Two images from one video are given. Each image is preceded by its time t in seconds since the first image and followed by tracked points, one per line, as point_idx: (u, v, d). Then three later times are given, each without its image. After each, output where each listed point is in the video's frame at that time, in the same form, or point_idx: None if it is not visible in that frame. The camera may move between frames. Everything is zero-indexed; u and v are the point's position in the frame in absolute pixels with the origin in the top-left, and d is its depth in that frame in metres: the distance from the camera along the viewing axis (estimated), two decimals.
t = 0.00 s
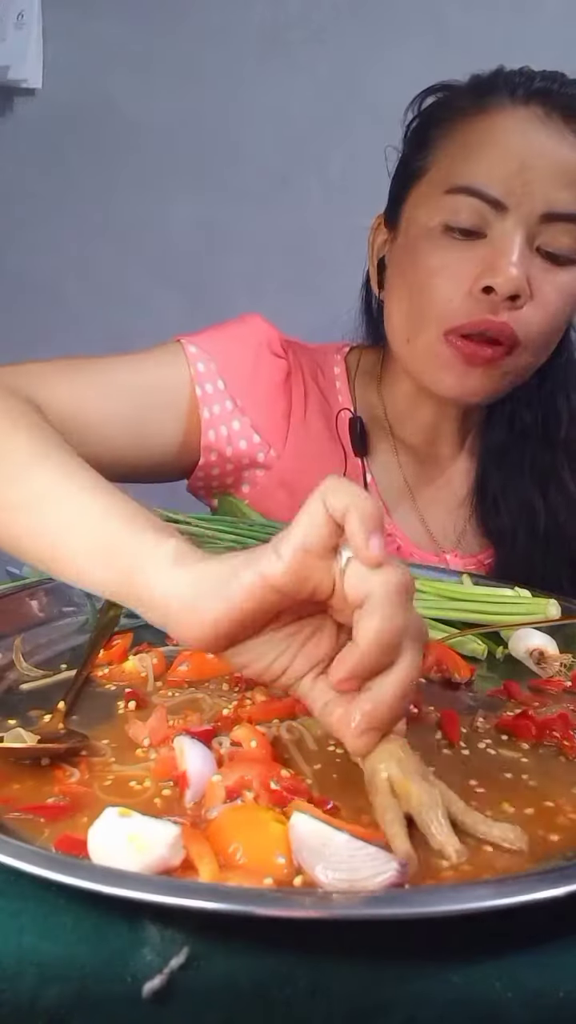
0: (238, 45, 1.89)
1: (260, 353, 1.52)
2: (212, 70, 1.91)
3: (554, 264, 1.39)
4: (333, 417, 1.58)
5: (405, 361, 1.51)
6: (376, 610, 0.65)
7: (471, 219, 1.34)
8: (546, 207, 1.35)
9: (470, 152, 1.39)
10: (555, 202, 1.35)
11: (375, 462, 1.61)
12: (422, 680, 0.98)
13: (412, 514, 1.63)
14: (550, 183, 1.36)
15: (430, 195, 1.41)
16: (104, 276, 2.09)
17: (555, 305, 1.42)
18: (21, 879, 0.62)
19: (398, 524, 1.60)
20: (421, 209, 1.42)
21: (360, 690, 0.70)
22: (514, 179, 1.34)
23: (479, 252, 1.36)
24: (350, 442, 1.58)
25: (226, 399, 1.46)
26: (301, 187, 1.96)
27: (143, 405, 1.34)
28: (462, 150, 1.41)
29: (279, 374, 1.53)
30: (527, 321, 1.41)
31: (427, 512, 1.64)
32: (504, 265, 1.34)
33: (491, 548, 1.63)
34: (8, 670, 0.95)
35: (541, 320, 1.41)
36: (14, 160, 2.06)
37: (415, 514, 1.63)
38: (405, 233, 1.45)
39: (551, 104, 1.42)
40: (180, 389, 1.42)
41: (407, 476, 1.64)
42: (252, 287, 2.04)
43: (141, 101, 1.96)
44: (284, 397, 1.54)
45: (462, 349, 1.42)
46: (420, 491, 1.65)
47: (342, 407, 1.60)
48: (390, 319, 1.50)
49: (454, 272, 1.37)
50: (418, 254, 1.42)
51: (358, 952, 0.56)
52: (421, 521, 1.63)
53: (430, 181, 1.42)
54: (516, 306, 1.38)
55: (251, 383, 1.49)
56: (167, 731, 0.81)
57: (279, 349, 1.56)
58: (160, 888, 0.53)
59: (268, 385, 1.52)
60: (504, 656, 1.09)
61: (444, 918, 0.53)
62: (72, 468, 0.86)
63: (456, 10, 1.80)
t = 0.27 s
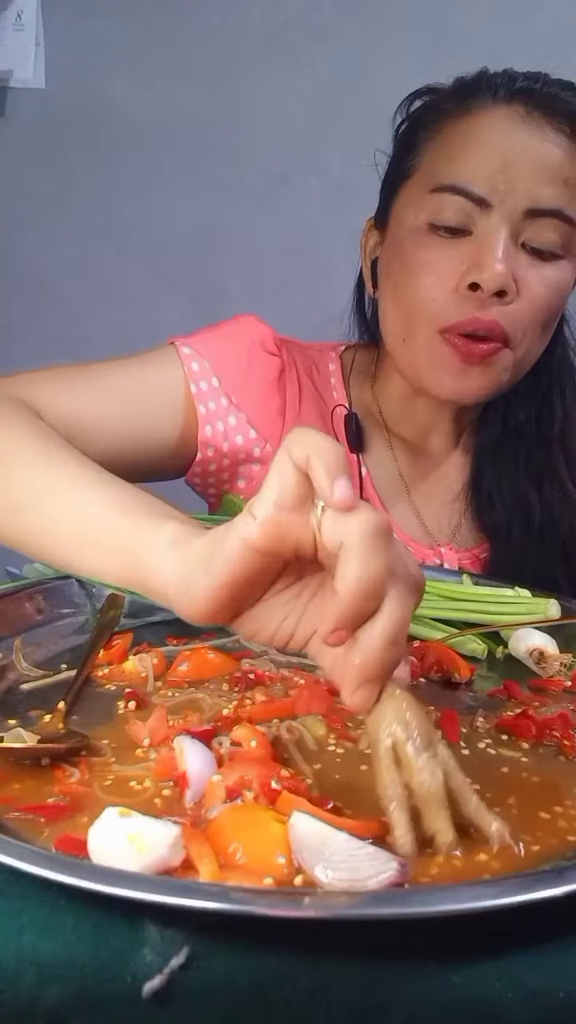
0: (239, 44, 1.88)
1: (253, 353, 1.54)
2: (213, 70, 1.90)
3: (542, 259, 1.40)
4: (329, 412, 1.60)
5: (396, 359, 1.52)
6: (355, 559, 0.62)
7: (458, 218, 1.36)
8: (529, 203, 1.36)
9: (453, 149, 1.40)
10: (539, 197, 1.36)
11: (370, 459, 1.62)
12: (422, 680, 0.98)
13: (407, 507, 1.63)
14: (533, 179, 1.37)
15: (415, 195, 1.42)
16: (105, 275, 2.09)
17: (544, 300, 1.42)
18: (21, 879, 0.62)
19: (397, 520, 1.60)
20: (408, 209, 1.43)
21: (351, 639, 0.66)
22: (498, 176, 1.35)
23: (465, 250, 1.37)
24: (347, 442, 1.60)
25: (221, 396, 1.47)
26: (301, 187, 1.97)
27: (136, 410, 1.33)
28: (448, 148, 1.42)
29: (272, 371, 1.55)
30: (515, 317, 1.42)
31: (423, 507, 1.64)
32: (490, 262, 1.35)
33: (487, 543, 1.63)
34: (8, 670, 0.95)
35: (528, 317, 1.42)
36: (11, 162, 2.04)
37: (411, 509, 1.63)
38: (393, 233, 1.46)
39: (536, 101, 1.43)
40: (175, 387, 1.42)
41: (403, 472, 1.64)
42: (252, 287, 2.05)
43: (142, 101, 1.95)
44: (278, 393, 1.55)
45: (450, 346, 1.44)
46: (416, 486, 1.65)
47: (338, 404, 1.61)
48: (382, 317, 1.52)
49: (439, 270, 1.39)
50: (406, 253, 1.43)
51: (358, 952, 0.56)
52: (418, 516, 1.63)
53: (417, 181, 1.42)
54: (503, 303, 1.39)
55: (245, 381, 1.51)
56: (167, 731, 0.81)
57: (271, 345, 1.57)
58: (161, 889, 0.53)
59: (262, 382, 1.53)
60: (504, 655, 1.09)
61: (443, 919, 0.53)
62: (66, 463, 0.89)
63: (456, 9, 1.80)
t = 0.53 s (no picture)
0: (237, 45, 1.89)
1: (248, 355, 1.61)
2: (213, 71, 1.90)
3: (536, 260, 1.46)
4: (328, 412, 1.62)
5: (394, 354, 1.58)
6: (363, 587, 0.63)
7: (456, 221, 1.42)
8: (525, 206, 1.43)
9: (450, 149, 1.45)
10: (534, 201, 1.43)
11: (370, 459, 1.63)
12: (422, 680, 0.98)
13: (406, 506, 1.63)
14: (529, 183, 1.43)
15: (413, 195, 1.46)
16: (105, 275, 2.08)
17: (538, 301, 1.50)
18: (21, 879, 0.62)
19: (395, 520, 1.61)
20: (406, 209, 1.47)
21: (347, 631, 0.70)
22: (493, 180, 1.42)
23: (461, 251, 1.44)
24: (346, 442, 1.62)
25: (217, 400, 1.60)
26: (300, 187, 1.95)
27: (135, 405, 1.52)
28: (446, 147, 1.46)
29: (269, 371, 1.62)
30: (507, 317, 1.50)
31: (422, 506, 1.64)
32: (485, 264, 1.43)
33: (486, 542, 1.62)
34: (8, 669, 0.95)
35: (521, 317, 1.50)
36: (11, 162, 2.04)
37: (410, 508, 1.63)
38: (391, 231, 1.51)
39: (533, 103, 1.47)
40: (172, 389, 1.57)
41: (403, 470, 1.64)
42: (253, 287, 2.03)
43: (141, 101, 1.95)
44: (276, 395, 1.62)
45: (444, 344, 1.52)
46: (416, 484, 1.65)
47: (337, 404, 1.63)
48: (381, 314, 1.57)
49: (437, 270, 1.46)
50: (404, 252, 1.49)
51: (357, 952, 0.56)
52: (416, 515, 1.63)
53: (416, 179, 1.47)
54: (497, 304, 1.47)
55: (241, 384, 1.60)
56: (167, 732, 0.81)
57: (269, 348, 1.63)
58: (161, 889, 0.53)
59: (259, 383, 1.61)
60: (504, 655, 1.09)
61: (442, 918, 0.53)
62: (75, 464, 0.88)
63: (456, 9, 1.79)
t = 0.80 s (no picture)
0: (238, 45, 1.86)
1: (221, 366, 1.59)
2: (213, 70, 1.87)
3: (490, 252, 1.44)
4: (308, 414, 1.63)
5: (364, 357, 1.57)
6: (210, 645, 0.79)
7: (406, 217, 1.43)
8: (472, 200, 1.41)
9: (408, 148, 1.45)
10: (483, 192, 1.41)
11: (349, 460, 1.62)
12: (421, 680, 0.98)
13: (386, 507, 1.63)
14: (476, 175, 1.41)
15: (369, 194, 1.48)
16: (100, 275, 2.02)
17: (495, 293, 1.47)
18: (21, 878, 0.62)
19: (374, 521, 1.60)
20: (364, 210, 1.49)
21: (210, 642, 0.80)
22: (439, 173, 1.41)
23: (412, 246, 1.44)
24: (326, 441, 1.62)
25: (192, 415, 1.57)
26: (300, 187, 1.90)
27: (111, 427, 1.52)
28: (401, 145, 1.46)
29: (243, 382, 1.60)
30: (462, 310, 1.48)
31: (403, 507, 1.63)
32: (432, 258, 1.42)
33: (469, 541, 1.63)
34: (8, 669, 0.95)
35: (475, 312, 1.48)
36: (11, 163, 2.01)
37: (390, 510, 1.62)
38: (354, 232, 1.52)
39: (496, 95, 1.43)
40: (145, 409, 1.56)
41: (382, 471, 1.64)
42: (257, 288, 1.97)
43: (141, 100, 1.91)
44: (252, 405, 1.61)
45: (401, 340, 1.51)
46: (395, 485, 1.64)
47: (316, 404, 1.63)
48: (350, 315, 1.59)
49: (388, 268, 1.46)
50: (361, 249, 1.50)
51: (357, 952, 0.56)
52: (396, 516, 1.62)
53: (373, 181, 1.48)
54: (448, 297, 1.46)
55: (215, 397, 1.58)
56: (167, 732, 0.81)
57: (239, 358, 1.61)
58: (162, 889, 0.53)
59: (234, 396, 1.59)
60: (504, 655, 1.09)
61: (441, 918, 0.53)
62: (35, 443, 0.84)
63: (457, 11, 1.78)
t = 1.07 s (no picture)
0: (239, 42, 1.78)
1: (192, 371, 1.57)
2: (211, 70, 1.81)
3: (457, 246, 1.31)
4: (285, 417, 1.59)
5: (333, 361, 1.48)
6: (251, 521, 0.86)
7: (366, 216, 1.31)
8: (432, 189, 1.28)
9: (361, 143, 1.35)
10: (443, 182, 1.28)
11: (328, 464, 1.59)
12: (421, 680, 0.98)
13: (366, 510, 1.60)
14: (435, 163, 1.28)
15: (329, 192, 1.38)
16: (102, 274, 2.00)
17: (464, 292, 1.33)
18: (21, 878, 0.62)
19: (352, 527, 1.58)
20: (326, 209, 1.39)
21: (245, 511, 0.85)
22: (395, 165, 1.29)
23: (374, 244, 1.32)
24: (304, 444, 1.59)
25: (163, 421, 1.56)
26: (297, 188, 1.84)
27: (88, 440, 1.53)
28: (356, 139, 1.36)
29: (215, 386, 1.58)
30: (427, 311, 1.33)
31: (383, 510, 1.61)
32: (394, 257, 1.29)
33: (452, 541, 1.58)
34: (8, 669, 0.95)
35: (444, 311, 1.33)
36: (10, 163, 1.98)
37: (370, 513, 1.60)
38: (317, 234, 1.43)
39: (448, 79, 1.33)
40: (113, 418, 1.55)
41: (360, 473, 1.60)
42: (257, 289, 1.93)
43: (140, 99, 1.87)
44: (225, 409, 1.58)
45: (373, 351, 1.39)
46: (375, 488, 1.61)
47: (294, 407, 1.59)
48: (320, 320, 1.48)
49: (351, 268, 1.35)
50: (324, 252, 1.40)
51: (356, 951, 0.55)
52: (377, 519, 1.60)
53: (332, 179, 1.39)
54: (410, 298, 1.32)
55: (186, 402, 1.56)
56: (167, 733, 0.81)
57: (211, 362, 1.60)
58: (162, 890, 0.53)
59: (207, 401, 1.57)
60: (504, 655, 1.09)
61: (441, 918, 0.53)
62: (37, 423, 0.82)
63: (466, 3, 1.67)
